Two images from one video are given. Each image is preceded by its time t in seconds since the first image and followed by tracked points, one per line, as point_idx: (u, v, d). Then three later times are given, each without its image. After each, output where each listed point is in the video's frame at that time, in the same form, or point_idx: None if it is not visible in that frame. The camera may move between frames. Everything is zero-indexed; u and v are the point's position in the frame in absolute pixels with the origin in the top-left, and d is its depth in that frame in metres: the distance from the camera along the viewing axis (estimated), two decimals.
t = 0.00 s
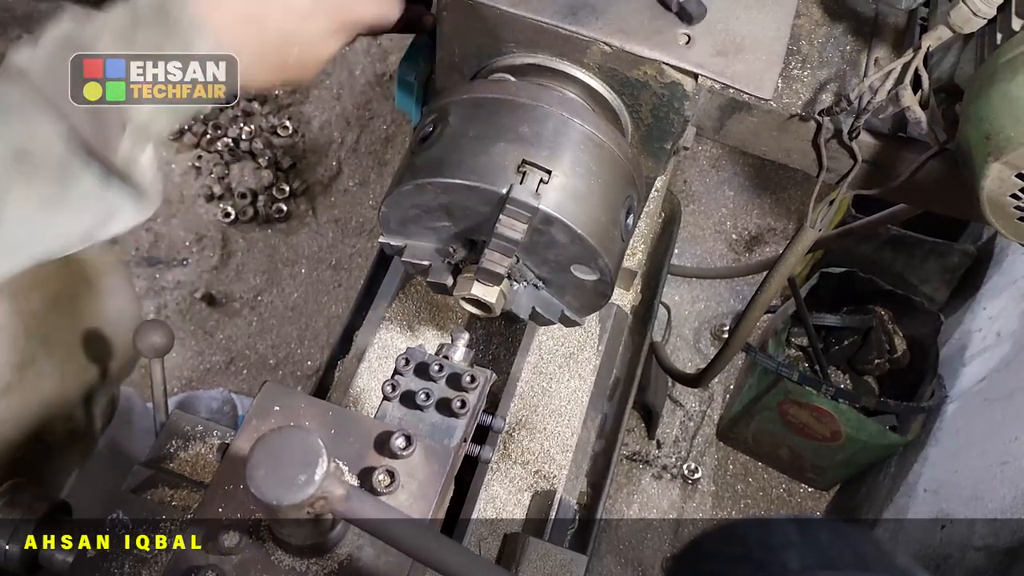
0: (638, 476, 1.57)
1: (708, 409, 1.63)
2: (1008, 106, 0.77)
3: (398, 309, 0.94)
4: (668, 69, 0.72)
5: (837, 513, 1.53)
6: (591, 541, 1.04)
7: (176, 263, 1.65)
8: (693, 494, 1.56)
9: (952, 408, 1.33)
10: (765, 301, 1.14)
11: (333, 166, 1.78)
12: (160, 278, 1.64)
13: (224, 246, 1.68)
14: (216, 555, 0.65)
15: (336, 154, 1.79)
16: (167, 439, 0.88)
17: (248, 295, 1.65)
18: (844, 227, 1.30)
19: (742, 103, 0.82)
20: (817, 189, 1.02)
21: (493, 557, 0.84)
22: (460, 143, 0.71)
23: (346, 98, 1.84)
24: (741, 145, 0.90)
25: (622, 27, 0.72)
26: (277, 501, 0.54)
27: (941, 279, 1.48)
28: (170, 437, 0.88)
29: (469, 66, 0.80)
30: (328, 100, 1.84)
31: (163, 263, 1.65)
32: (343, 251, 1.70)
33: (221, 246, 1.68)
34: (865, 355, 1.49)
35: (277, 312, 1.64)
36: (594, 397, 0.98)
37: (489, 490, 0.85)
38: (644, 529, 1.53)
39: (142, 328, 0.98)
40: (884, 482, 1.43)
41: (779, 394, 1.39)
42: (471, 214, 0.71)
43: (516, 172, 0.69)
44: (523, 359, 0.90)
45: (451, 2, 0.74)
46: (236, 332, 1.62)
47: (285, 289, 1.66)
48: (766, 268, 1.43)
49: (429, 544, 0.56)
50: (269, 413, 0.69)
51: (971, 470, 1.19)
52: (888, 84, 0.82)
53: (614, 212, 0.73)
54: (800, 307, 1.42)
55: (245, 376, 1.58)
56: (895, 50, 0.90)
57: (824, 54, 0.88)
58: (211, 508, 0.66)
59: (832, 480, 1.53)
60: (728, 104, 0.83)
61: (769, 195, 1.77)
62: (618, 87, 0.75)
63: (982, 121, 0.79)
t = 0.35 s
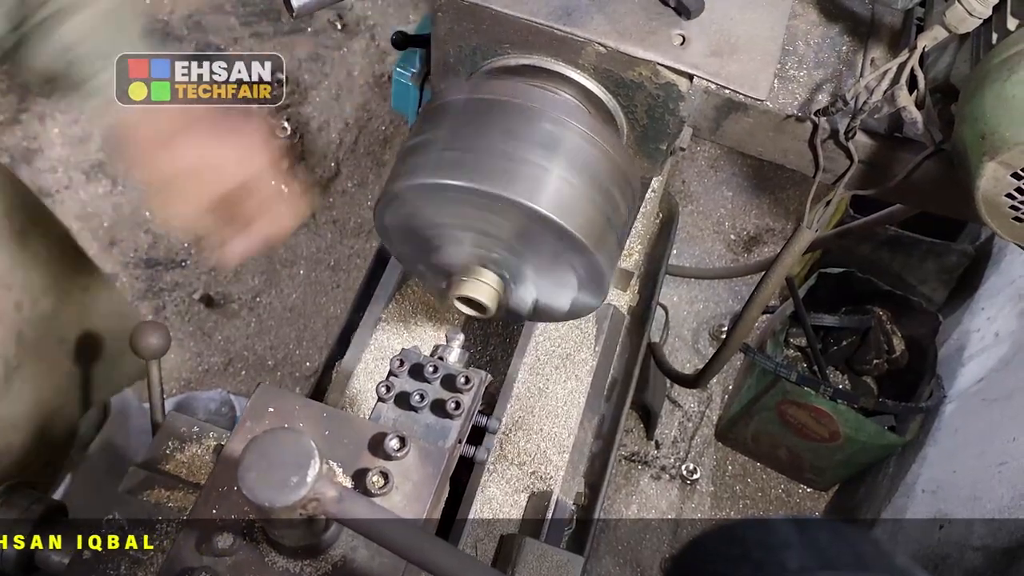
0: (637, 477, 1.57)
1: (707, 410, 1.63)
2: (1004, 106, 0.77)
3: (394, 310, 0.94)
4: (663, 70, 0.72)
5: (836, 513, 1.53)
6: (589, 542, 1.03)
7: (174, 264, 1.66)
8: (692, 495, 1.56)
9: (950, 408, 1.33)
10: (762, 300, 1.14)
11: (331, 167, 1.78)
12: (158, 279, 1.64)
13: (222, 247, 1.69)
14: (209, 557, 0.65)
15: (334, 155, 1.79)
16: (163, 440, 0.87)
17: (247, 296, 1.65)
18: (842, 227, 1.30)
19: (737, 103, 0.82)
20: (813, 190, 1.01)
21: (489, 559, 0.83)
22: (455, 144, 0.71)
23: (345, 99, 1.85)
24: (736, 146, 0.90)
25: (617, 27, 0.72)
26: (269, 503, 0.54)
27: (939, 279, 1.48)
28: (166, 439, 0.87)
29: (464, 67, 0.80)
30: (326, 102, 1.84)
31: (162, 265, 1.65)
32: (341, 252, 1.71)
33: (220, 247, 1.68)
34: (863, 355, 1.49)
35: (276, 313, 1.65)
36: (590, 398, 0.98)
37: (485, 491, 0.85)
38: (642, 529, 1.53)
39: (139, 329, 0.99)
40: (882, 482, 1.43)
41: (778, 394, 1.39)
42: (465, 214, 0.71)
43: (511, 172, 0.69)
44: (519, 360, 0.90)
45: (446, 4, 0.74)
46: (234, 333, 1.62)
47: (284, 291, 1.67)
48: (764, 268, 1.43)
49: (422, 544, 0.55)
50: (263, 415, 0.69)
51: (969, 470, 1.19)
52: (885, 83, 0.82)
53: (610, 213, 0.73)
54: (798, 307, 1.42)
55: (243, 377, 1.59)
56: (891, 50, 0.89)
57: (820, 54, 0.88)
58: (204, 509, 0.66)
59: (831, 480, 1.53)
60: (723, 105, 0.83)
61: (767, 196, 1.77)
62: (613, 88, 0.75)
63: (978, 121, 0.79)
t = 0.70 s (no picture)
0: (636, 477, 1.57)
1: (706, 411, 1.63)
2: (1003, 106, 0.77)
3: (391, 312, 0.94)
4: (659, 71, 0.72)
5: (835, 514, 1.53)
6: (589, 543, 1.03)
7: (174, 266, 1.66)
8: (691, 496, 1.56)
9: (950, 408, 1.33)
10: (761, 301, 1.14)
11: (331, 168, 1.78)
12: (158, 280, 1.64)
13: (222, 248, 1.69)
14: (205, 559, 0.66)
15: (334, 156, 1.79)
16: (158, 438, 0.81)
17: (246, 298, 1.64)
18: (841, 228, 1.30)
19: (735, 104, 0.82)
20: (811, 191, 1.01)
21: (488, 560, 0.83)
22: (452, 147, 0.71)
23: (344, 100, 1.84)
24: (734, 146, 0.90)
25: (613, 29, 0.72)
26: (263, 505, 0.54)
27: (939, 279, 1.48)
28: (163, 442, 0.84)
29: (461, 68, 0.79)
30: (326, 103, 1.84)
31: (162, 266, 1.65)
32: (340, 253, 1.69)
33: (219, 249, 1.69)
34: (863, 355, 1.49)
35: (275, 314, 1.64)
36: (588, 398, 0.98)
37: (484, 492, 0.85)
38: (642, 530, 1.53)
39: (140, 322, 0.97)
40: (882, 483, 1.43)
41: (777, 394, 1.39)
42: (461, 216, 0.71)
43: (509, 175, 0.69)
44: (517, 361, 0.90)
45: (441, 5, 0.73)
46: (233, 334, 1.61)
47: (283, 291, 1.65)
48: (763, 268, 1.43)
49: (410, 560, 0.55)
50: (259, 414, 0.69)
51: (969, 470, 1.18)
52: (882, 84, 0.82)
53: (607, 215, 0.73)
54: (797, 308, 1.41)
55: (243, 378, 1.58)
56: (890, 50, 0.89)
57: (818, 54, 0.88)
58: (201, 510, 0.68)
59: (830, 480, 1.52)
60: (721, 106, 0.82)
61: (766, 196, 1.77)
62: (610, 89, 0.75)
63: (976, 122, 0.79)
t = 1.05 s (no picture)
0: (638, 477, 1.57)
1: (707, 411, 1.63)
2: (1004, 106, 0.78)
3: (392, 313, 0.93)
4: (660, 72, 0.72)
5: (836, 513, 1.53)
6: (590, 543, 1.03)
7: (175, 266, 1.66)
8: (692, 496, 1.56)
9: (951, 408, 1.33)
10: (762, 301, 1.14)
11: (331, 168, 1.77)
12: (159, 280, 1.65)
13: (223, 248, 1.69)
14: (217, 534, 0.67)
15: (334, 157, 1.79)
16: (172, 423, 0.83)
17: (247, 298, 1.64)
18: (842, 228, 1.30)
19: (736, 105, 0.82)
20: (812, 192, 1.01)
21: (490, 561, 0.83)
22: (453, 147, 0.71)
23: (344, 100, 1.84)
24: (736, 147, 0.90)
25: (614, 29, 0.72)
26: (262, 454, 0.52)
27: (939, 279, 1.48)
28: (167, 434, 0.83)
29: (463, 68, 0.80)
30: (326, 103, 1.84)
31: (163, 267, 1.65)
32: (341, 253, 1.69)
33: (220, 249, 1.68)
34: (864, 356, 1.49)
35: (276, 315, 1.63)
36: (590, 399, 0.98)
37: (485, 494, 0.85)
38: (643, 530, 1.53)
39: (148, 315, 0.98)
40: (883, 482, 1.43)
41: (778, 394, 1.39)
42: (464, 216, 0.71)
43: (511, 176, 0.69)
44: (517, 362, 0.90)
45: (445, 6, 0.74)
46: (235, 334, 1.61)
47: (284, 292, 1.65)
48: (763, 268, 1.43)
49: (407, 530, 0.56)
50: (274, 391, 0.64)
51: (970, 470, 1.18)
52: (884, 84, 0.83)
53: (607, 216, 0.73)
54: (798, 308, 1.41)
55: (244, 379, 1.58)
56: (891, 51, 0.89)
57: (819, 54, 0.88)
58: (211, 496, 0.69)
59: (831, 480, 1.53)
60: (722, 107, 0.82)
61: (767, 196, 1.77)
62: (612, 90, 0.75)
63: (977, 122, 0.79)
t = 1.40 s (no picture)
0: (639, 478, 1.57)
1: (708, 411, 1.63)
2: (1008, 106, 0.78)
3: (395, 313, 0.93)
4: (665, 72, 0.72)
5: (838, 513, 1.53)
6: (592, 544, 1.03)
7: (175, 267, 1.66)
8: (694, 496, 1.56)
9: (953, 408, 1.33)
10: (765, 300, 1.14)
11: (332, 169, 1.77)
12: (159, 281, 1.65)
13: (224, 249, 1.69)
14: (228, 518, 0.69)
15: (335, 157, 1.78)
16: (185, 407, 0.87)
17: (248, 299, 1.64)
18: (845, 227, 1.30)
19: (739, 105, 0.82)
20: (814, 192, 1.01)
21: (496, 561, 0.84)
22: (455, 149, 0.71)
23: (345, 100, 1.84)
24: (738, 147, 0.90)
25: (618, 29, 0.72)
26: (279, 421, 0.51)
27: (941, 278, 1.48)
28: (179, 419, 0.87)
29: (466, 68, 0.80)
30: (326, 103, 1.84)
31: (163, 268, 1.65)
32: (342, 254, 1.69)
33: (221, 250, 1.68)
34: (865, 355, 1.49)
35: (277, 315, 1.63)
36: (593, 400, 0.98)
37: (489, 493, 0.85)
38: (644, 530, 1.53)
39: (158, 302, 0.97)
40: (884, 482, 1.43)
41: (779, 394, 1.39)
42: (469, 217, 0.71)
43: (514, 177, 0.69)
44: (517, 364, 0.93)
45: (448, 6, 0.74)
46: (235, 335, 1.61)
47: (285, 293, 1.65)
48: (765, 268, 1.43)
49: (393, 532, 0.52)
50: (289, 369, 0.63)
51: (972, 471, 1.18)
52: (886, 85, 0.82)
53: (611, 216, 0.73)
54: (799, 308, 1.41)
55: (245, 380, 1.58)
56: (894, 49, 0.88)
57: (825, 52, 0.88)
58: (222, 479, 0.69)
59: (833, 480, 1.52)
60: (726, 106, 0.82)
61: (768, 196, 1.77)
62: (615, 90, 0.75)
63: (981, 122, 0.80)
